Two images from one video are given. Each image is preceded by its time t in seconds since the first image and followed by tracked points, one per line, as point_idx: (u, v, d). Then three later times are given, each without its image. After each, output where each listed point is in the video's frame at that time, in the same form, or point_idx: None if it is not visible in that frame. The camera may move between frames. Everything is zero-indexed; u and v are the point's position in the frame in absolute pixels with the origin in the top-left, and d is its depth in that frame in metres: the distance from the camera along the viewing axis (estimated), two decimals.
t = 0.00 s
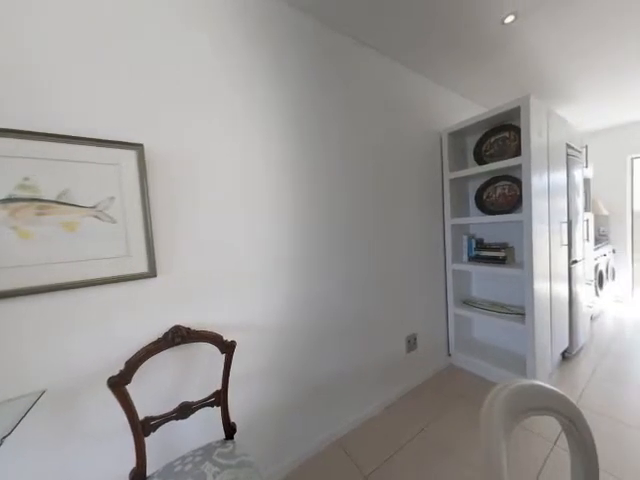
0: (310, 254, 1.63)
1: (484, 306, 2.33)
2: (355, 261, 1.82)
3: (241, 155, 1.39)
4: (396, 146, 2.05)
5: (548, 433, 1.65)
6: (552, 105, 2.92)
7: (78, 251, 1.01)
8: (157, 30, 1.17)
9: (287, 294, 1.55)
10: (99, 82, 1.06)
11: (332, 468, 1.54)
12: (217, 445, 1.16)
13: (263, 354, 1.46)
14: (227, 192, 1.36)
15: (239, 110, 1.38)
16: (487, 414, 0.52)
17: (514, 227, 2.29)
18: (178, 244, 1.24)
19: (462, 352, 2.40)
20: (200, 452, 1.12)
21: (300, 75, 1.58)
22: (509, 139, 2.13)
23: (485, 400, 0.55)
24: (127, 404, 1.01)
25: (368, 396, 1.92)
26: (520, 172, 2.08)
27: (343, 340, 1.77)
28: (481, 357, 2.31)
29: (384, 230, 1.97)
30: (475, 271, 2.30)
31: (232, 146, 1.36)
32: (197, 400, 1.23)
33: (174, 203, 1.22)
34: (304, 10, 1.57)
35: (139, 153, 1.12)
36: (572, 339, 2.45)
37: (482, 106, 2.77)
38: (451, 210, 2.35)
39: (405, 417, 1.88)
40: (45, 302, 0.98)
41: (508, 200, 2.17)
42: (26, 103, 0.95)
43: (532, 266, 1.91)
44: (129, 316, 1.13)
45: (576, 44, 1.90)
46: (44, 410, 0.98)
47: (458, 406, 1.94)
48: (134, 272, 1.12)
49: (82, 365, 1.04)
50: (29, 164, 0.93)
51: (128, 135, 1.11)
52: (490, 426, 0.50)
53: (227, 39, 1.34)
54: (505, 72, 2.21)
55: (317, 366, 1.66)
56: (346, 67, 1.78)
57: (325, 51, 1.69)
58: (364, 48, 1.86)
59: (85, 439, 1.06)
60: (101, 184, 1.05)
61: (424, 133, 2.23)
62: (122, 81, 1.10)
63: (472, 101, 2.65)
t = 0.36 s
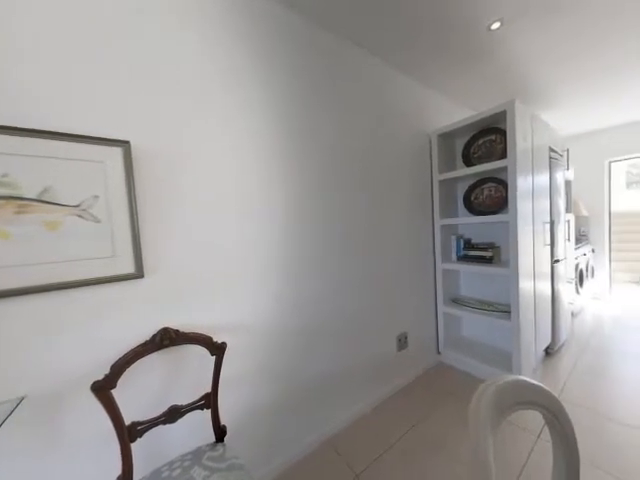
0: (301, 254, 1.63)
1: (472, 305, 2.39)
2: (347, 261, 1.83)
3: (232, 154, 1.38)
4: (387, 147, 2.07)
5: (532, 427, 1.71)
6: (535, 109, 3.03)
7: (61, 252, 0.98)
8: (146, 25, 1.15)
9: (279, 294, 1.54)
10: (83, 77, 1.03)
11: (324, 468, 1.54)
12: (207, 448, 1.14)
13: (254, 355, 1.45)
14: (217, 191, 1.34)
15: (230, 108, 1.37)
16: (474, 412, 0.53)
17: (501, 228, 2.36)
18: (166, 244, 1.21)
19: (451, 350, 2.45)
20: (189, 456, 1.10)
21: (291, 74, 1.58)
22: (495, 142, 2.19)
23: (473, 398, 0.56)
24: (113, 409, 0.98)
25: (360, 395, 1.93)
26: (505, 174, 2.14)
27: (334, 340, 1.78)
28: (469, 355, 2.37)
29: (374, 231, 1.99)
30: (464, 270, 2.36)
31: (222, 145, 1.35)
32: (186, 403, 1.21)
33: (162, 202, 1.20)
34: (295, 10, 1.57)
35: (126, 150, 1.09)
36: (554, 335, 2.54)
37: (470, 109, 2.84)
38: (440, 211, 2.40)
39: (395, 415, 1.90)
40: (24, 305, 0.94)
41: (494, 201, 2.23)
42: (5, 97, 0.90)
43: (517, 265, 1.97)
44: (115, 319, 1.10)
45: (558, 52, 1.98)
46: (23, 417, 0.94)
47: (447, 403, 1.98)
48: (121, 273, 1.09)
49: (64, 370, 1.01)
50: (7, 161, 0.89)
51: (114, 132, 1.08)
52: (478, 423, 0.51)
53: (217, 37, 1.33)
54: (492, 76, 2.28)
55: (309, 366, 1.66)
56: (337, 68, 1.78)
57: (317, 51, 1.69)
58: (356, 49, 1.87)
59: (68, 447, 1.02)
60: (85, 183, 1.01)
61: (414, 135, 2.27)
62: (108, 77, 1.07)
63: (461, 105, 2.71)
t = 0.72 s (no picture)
0: (293, 253, 1.62)
1: (460, 303, 2.44)
2: (338, 261, 1.84)
3: (222, 152, 1.36)
4: (378, 148, 2.10)
5: (517, 421, 1.77)
6: (521, 113, 3.13)
7: (41, 252, 0.94)
8: (133, 20, 1.12)
9: (270, 295, 1.53)
10: (66, 71, 0.99)
11: (315, 468, 1.54)
12: (197, 452, 1.12)
13: (245, 356, 1.44)
14: (207, 190, 1.31)
15: (220, 106, 1.35)
16: (464, 407, 0.54)
17: (487, 228, 2.42)
18: (154, 245, 1.18)
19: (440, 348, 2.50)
20: (178, 461, 1.08)
21: (283, 73, 1.57)
22: (482, 144, 2.25)
23: (462, 393, 0.57)
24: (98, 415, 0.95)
25: (351, 394, 1.94)
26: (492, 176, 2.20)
27: (326, 340, 1.78)
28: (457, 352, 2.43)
29: (366, 231, 2.01)
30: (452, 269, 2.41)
31: (212, 143, 1.32)
32: (175, 407, 1.18)
33: (149, 202, 1.17)
34: (287, 9, 1.56)
35: (111, 147, 1.06)
36: (538, 332, 2.63)
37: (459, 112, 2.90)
38: (430, 211, 2.44)
39: (386, 413, 1.93)
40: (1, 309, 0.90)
41: (481, 202, 2.29)
42: None
43: (503, 265, 2.03)
44: (99, 322, 1.06)
45: (541, 58, 2.05)
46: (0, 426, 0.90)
47: (437, 400, 2.02)
48: (105, 274, 1.05)
49: (45, 376, 0.96)
50: None
51: (98, 128, 1.05)
52: (466, 419, 0.52)
53: (207, 34, 1.30)
54: (480, 80, 2.34)
55: (300, 366, 1.66)
56: (329, 68, 1.79)
57: (309, 51, 1.68)
58: (348, 51, 1.88)
59: (49, 456, 0.97)
60: (67, 180, 0.97)
61: (404, 136, 2.30)
62: (92, 71, 1.03)
63: (450, 107, 2.77)
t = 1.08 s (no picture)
0: (285, 254, 1.61)
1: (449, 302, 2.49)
2: (330, 261, 1.85)
3: (212, 150, 1.33)
4: (369, 149, 2.11)
5: (503, 416, 1.82)
6: (507, 117, 3.22)
7: (20, 252, 0.90)
8: (120, 13, 1.09)
9: (262, 295, 1.52)
10: (48, 64, 0.95)
11: (307, 467, 1.54)
12: (186, 456, 1.10)
13: (236, 357, 1.42)
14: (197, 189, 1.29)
15: (211, 104, 1.32)
16: (452, 405, 0.55)
17: (475, 228, 2.48)
18: (141, 245, 1.15)
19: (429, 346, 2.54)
20: (167, 466, 1.06)
21: (275, 72, 1.56)
22: (470, 147, 2.31)
23: (451, 391, 0.58)
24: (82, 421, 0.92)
25: (343, 394, 1.95)
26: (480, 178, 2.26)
27: (317, 340, 1.79)
28: (446, 350, 2.48)
29: (357, 231, 2.02)
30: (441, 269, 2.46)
31: (202, 142, 1.30)
32: (162, 411, 1.16)
33: (136, 201, 1.14)
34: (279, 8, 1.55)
35: (96, 144, 1.02)
36: (523, 329, 2.72)
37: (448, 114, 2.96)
38: (420, 212, 2.49)
39: (377, 411, 1.95)
40: None
41: (469, 203, 2.35)
42: None
43: (490, 264, 2.09)
44: (83, 324, 1.03)
45: (527, 63, 2.12)
46: None
47: (426, 397, 2.06)
48: (89, 276, 1.02)
49: (25, 382, 0.93)
50: None
51: (82, 124, 1.01)
52: (455, 416, 0.54)
53: (198, 30, 1.28)
54: (469, 84, 2.39)
55: (292, 367, 1.66)
56: (321, 69, 1.79)
57: (301, 51, 1.68)
58: (340, 52, 1.89)
59: (29, 465, 0.93)
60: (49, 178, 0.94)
61: (395, 138, 2.33)
62: (76, 65, 1.00)
63: (439, 110, 2.82)
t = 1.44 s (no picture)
0: (276, 254, 1.61)
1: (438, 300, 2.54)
2: (321, 261, 1.86)
3: (202, 149, 1.31)
4: (360, 150, 2.13)
5: (490, 411, 1.87)
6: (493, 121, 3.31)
7: None
8: (105, 6, 1.05)
9: (252, 296, 1.51)
10: (28, 56, 0.91)
11: (299, 468, 1.54)
12: (174, 461, 1.07)
13: (226, 359, 1.40)
14: (186, 189, 1.26)
15: (201, 102, 1.30)
16: (440, 402, 0.57)
17: (463, 228, 2.54)
18: (127, 245, 1.11)
19: (419, 344, 2.59)
20: (154, 472, 1.03)
21: (266, 71, 1.55)
22: (459, 149, 2.36)
23: (440, 388, 0.60)
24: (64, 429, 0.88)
25: (334, 393, 1.96)
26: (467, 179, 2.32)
27: (308, 340, 1.79)
28: (435, 348, 2.53)
29: (348, 231, 2.04)
30: (430, 268, 2.50)
31: (191, 139, 1.27)
32: (150, 415, 1.13)
33: (121, 199, 1.10)
34: (271, 7, 1.55)
35: (79, 141, 0.99)
36: (508, 326, 2.80)
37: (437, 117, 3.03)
38: (410, 212, 2.52)
39: (368, 410, 1.96)
40: None
41: (458, 204, 2.41)
42: None
43: (477, 263, 2.15)
44: (64, 328, 0.99)
45: (512, 68, 2.19)
46: None
47: (416, 395, 2.09)
48: (71, 277, 0.98)
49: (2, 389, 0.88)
50: None
51: (64, 120, 0.97)
52: (444, 414, 0.55)
53: (188, 26, 1.26)
54: (457, 87, 2.45)
55: (283, 367, 1.65)
56: (313, 69, 1.80)
57: (293, 51, 1.69)
58: (331, 53, 1.91)
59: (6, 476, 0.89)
60: (27, 175, 0.89)
61: (386, 139, 2.36)
62: (58, 58, 0.96)
63: (429, 112, 2.88)
